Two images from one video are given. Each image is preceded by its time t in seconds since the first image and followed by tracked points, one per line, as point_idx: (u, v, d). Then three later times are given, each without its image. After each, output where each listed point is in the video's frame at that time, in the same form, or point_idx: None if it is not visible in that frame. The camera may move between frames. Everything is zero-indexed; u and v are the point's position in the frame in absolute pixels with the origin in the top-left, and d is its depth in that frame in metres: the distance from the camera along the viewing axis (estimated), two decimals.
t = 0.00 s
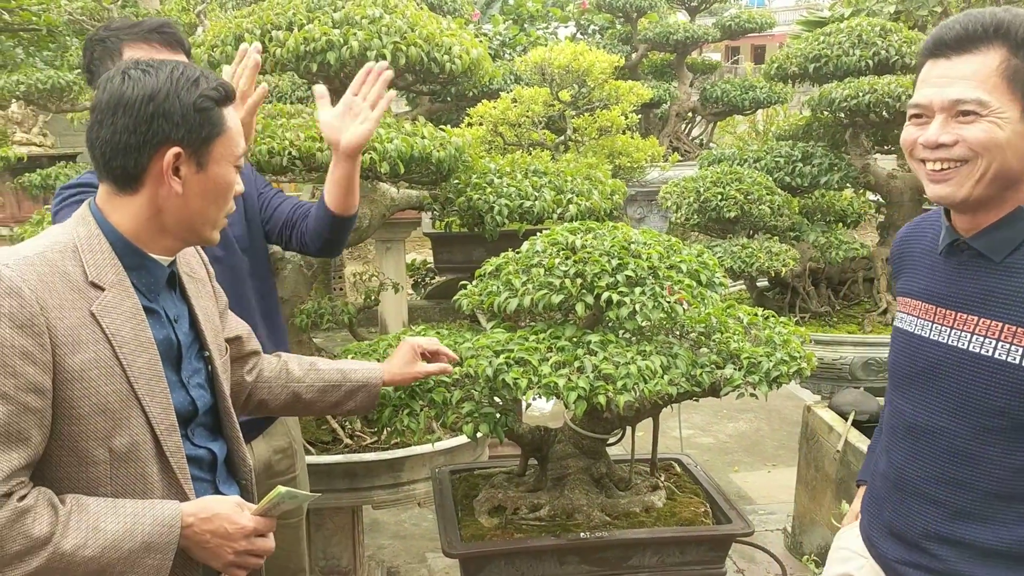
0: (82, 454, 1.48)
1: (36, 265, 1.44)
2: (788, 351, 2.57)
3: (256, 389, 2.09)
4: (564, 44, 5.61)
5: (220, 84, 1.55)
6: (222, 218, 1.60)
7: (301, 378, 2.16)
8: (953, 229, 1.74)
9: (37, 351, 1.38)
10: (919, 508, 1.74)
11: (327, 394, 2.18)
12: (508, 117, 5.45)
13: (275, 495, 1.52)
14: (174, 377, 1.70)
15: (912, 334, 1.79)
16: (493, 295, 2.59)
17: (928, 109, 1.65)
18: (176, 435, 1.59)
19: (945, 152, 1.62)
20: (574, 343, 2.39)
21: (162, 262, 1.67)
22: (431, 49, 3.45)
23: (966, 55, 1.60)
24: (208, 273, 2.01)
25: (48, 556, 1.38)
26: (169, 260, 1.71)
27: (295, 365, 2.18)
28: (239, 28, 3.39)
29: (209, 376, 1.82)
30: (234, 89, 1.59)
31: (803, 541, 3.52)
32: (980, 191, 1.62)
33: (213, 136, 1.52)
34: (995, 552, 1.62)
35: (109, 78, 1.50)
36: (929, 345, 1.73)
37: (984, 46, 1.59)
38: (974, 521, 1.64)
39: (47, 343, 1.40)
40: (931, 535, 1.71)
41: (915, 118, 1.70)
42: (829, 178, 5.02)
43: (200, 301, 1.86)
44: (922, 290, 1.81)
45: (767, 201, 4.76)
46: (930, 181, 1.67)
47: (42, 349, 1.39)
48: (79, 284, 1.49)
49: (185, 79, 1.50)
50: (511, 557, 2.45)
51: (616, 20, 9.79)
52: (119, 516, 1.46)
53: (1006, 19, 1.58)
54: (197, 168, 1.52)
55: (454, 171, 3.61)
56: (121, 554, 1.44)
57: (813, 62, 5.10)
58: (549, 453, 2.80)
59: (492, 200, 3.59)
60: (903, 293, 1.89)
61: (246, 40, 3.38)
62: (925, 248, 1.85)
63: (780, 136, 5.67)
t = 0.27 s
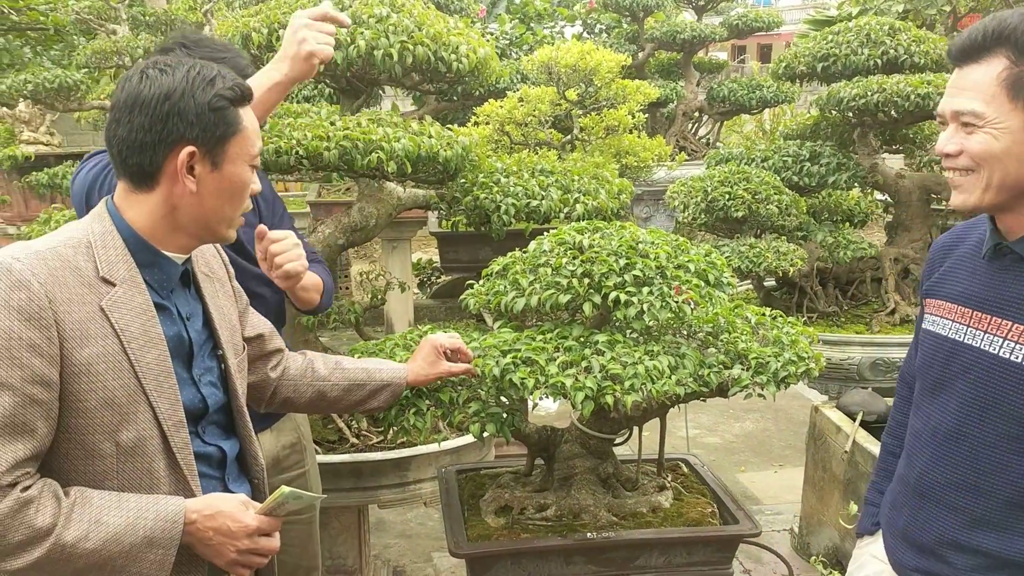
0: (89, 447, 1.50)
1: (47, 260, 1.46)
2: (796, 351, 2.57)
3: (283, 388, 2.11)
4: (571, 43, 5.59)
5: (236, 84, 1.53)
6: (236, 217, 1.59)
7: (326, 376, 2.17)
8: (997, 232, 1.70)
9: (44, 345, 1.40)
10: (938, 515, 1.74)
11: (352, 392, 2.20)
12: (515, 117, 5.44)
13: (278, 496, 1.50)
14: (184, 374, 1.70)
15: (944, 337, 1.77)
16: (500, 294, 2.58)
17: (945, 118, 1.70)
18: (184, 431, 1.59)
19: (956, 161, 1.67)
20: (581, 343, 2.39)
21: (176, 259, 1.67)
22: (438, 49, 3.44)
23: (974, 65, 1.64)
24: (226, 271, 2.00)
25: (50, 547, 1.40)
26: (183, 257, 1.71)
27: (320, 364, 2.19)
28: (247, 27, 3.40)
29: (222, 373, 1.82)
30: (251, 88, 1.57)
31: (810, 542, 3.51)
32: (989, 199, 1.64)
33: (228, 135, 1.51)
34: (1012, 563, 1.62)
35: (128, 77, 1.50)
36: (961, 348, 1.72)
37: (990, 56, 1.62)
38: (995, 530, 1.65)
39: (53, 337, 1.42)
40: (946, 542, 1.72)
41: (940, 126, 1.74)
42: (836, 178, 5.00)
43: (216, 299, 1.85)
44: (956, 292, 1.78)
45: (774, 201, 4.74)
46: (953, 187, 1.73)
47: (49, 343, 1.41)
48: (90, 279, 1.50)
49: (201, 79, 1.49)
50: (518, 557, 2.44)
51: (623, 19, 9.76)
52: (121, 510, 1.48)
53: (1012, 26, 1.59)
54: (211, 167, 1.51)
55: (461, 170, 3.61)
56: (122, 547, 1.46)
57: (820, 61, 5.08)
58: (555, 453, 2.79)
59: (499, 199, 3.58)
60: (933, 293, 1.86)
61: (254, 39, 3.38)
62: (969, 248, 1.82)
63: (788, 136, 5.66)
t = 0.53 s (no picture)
0: (77, 452, 1.46)
1: (35, 264, 1.43)
2: (790, 355, 2.55)
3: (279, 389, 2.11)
4: (570, 44, 5.57)
5: (222, 89, 1.51)
6: (226, 223, 1.57)
7: (320, 376, 2.15)
8: (1002, 241, 1.67)
9: (32, 350, 1.37)
10: (935, 523, 1.73)
11: (348, 390, 2.18)
12: (514, 117, 5.42)
13: (267, 498, 1.46)
14: (173, 377, 1.68)
15: (944, 345, 1.76)
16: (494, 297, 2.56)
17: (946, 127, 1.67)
18: (172, 434, 1.57)
19: (954, 171, 1.64)
20: (573, 347, 2.37)
21: (166, 263, 1.65)
22: (434, 50, 3.43)
23: (975, 75, 1.60)
24: (217, 274, 1.98)
25: (38, 552, 1.36)
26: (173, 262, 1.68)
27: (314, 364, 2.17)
28: (242, 29, 3.39)
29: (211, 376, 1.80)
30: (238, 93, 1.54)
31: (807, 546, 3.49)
32: (986, 211, 1.61)
33: (214, 141, 1.48)
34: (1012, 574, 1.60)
35: (112, 82, 1.47)
36: (963, 357, 1.70)
37: (990, 66, 1.58)
38: (994, 540, 1.64)
39: (40, 341, 1.38)
40: (945, 551, 1.70)
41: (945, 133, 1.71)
42: (836, 180, 4.98)
43: (206, 302, 1.83)
44: (957, 300, 1.77)
45: (773, 202, 4.72)
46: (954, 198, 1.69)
47: (35, 347, 1.37)
48: (78, 284, 1.48)
49: (185, 85, 1.46)
50: (510, 561, 2.43)
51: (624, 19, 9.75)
52: (109, 515, 1.44)
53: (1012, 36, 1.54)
54: (197, 174, 1.49)
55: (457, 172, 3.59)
56: (110, 552, 1.43)
57: (820, 62, 5.05)
58: (549, 457, 2.79)
59: (496, 201, 3.56)
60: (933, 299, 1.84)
61: (249, 41, 3.37)
62: (971, 254, 1.79)
63: (788, 137, 5.64)
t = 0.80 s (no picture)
0: (71, 454, 1.42)
1: (28, 266, 1.39)
2: (790, 357, 2.54)
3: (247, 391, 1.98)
4: (574, 43, 5.54)
5: (210, 91, 1.50)
6: (219, 226, 1.56)
7: (289, 371, 2.02)
8: (990, 241, 1.66)
9: (24, 352, 1.33)
10: (926, 520, 1.71)
11: (317, 385, 2.02)
12: (517, 117, 5.41)
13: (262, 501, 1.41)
14: (167, 378, 1.65)
15: (932, 343, 1.74)
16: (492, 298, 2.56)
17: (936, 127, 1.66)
18: (167, 436, 1.51)
19: (942, 171, 1.64)
20: (570, 349, 2.37)
21: (161, 264, 1.62)
22: (435, 50, 3.42)
23: (965, 76, 1.60)
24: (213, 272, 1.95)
25: (32, 556, 1.33)
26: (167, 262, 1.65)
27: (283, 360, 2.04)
28: (243, 28, 3.39)
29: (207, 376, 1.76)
30: (226, 94, 1.54)
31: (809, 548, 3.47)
32: (974, 211, 1.61)
33: (203, 143, 1.48)
34: (1001, 571, 1.59)
35: (101, 88, 1.47)
36: (951, 354, 1.68)
37: (980, 67, 1.57)
38: (983, 537, 1.63)
39: (33, 343, 1.34)
40: (934, 548, 1.69)
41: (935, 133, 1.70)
42: (840, 180, 4.95)
43: (203, 301, 1.79)
44: (945, 297, 1.75)
45: (776, 202, 4.70)
46: (942, 198, 1.69)
47: (28, 348, 1.33)
48: (72, 284, 1.44)
49: (173, 88, 1.46)
50: (508, 563, 2.42)
51: (630, 18, 9.74)
52: (104, 518, 1.40)
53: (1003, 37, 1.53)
54: (187, 177, 1.48)
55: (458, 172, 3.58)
56: (104, 556, 1.38)
57: (824, 61, 5.03)
58: (548, 458, 2.79)
59: (497, 201, 3.55)
60: (919, 295, 1.82)
61: (250, 40, 3.37)
62: (962, 251, 1.77)
63: (792, 137, 5.61)
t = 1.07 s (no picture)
0: (81, 458, 1.43)
1: (33, 271, 1.39)
2: (794, 356, 2.53)
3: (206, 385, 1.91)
4: (581, 42, 5.53)
5: (206, 86, 1.51)
6: (221, 223, 1.57)
7: (242, 362, 1.94)
8: (993, 244, 1.65)
9: (34, 358, 1.33)
10: (929, 523, 1.70)
11: (267, 374, 1.95)
12: (524, 116, 5.40)
13: (276, 499, 1.45)
14: (174, 377, 1.64)
15: (939, 346, 1.73)
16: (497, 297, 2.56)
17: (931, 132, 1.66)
18: (177, 437, 1.53)
19: (938, 176, 1.63)
20: (574, 348, 2.37)
21: (162, 263, 1.63)
22: (440, 49, 3.42)
23: (957, 81, 1.59)
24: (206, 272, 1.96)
25: (47, 561, 1.32)
26: (168, 260, 1.66)
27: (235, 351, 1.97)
28: (249, 27, 3.40)
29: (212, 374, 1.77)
30: (224, 90, 1.54)
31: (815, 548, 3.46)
32: (971, 216, 1.60)
33: (202, 139, 1.48)
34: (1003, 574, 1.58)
35: (99, 87, 1.48)
36: (956, 357, 1.68)
37: (971, 72, 1.56)
38: (986, 540, 1.62)
39: (43, 348, 1.35)
40: (938, 552, 1.68)
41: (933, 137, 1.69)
42: (846, 179, 4.93)
43: (202, 300, 1.80)
44: (951, 300, 1.74)
45: (782, 202, 4.68)
46: (941, 203, 1.68)
47: (38, 353, 1.34)
48: (76, 289, 1.44)
49: (169, 84, 1.47)
50: (512, 561, 2.43)
51: (638, 17, 9.72)
52: (119, 520, 1.40)
53: (993, 41, 1.52)
54: (186, 173, 1.48)
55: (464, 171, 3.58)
56: (119, 558, 1.38)
57: (832, 60, 5.01)
58: (552, 457, 2.79)
59: (502, 200, 3.54)
60: (927, 299, 1.82)
61: (256, 39, 3.39)
62: (966, 255, 1.77)
63: (799, 136, 5.59)
